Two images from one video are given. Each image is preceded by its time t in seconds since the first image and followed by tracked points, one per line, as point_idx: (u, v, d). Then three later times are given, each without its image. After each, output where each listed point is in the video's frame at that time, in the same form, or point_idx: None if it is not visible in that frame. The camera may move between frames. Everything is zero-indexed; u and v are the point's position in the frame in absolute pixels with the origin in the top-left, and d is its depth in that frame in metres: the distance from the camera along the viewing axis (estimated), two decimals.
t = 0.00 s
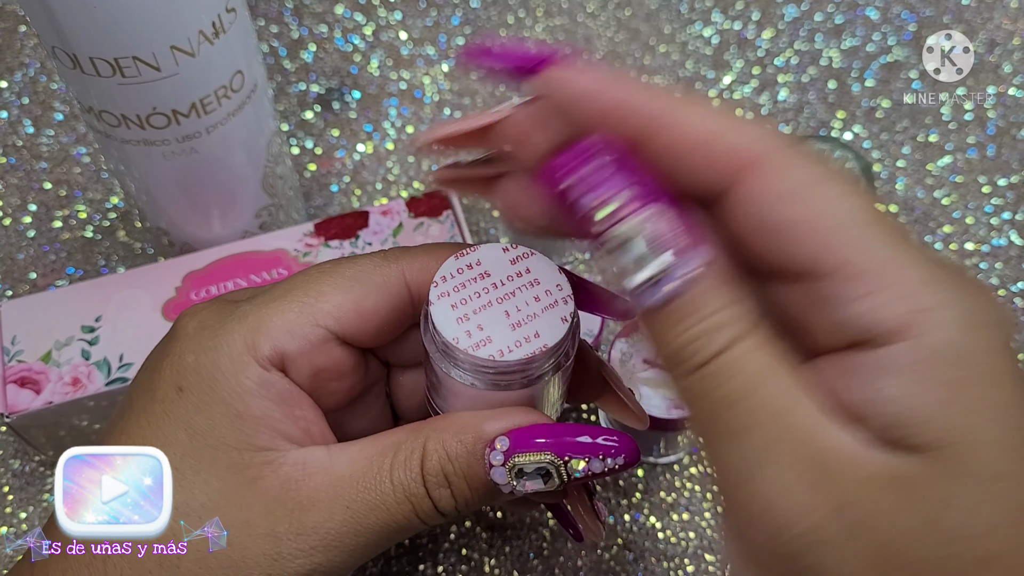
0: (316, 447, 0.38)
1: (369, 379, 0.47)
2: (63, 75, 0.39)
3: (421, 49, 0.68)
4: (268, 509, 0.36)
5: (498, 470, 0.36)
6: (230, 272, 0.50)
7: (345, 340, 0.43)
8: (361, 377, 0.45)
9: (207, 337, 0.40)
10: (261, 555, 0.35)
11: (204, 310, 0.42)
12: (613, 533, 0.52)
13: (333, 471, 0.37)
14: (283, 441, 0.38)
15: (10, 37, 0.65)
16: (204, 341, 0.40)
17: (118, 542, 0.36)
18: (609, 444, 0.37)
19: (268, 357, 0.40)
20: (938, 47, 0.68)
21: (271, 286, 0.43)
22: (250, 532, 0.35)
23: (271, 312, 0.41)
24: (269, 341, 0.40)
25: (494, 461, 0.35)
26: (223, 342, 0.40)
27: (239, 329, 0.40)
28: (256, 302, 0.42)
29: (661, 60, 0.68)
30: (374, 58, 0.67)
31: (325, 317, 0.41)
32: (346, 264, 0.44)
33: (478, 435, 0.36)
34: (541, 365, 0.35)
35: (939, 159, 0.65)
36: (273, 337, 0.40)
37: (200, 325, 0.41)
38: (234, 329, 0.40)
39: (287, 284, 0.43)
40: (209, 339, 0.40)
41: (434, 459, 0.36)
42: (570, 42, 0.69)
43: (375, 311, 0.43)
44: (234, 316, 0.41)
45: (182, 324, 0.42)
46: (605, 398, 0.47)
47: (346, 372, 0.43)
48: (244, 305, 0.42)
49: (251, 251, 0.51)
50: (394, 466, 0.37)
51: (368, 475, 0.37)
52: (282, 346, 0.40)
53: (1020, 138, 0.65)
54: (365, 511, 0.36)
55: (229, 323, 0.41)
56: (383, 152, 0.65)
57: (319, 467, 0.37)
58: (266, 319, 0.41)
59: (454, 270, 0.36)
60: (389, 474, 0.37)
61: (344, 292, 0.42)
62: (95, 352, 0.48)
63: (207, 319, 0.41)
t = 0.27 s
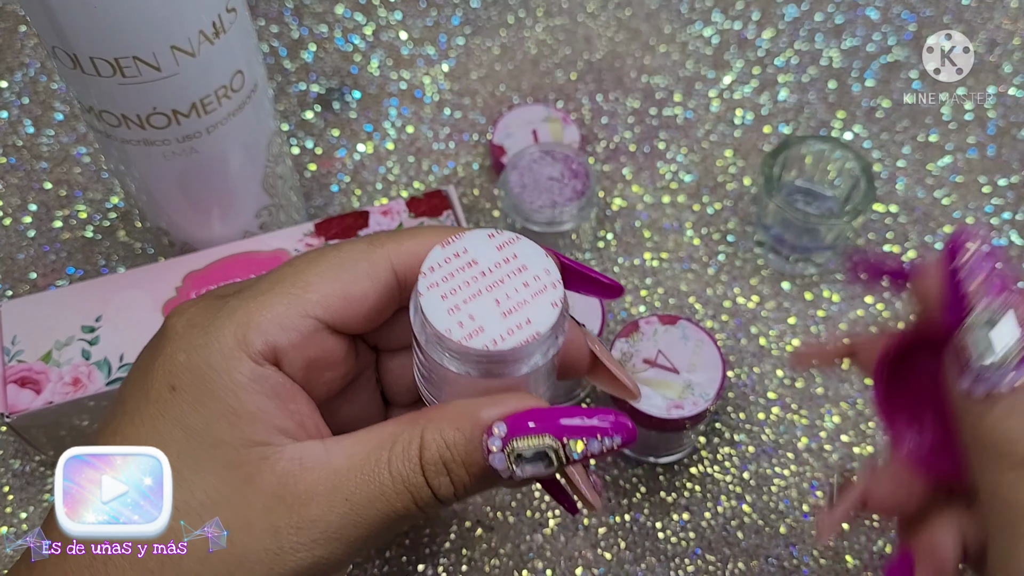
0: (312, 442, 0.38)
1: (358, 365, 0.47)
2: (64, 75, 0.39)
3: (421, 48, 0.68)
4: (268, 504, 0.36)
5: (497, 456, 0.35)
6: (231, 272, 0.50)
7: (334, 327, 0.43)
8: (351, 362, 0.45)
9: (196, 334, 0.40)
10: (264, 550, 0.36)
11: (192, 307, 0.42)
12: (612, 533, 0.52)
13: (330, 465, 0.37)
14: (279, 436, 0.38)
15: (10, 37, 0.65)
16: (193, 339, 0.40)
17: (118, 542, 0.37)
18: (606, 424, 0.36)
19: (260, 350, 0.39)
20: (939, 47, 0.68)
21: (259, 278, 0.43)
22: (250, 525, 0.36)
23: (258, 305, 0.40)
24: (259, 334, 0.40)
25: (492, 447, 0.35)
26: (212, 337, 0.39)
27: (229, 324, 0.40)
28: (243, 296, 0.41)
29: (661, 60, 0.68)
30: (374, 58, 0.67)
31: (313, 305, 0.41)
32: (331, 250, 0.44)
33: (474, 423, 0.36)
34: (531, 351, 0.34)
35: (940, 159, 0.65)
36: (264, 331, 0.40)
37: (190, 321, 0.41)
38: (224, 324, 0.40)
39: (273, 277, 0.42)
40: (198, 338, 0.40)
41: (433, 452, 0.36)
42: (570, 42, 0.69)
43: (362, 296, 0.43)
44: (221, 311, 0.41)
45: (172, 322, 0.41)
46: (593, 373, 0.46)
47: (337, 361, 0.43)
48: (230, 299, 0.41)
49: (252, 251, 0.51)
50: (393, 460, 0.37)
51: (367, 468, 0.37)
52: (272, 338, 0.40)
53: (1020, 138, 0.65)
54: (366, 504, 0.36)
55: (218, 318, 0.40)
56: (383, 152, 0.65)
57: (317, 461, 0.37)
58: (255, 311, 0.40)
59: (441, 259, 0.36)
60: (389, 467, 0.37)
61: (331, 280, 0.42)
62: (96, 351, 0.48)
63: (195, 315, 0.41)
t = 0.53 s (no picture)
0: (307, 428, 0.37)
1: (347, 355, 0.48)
2: (64, 75, 0.39)
3: (421, 48, 0.68)
4: (264, 491, 0.36)
5: (493, 430, 0.35)
6: (230, 272, 0.50)
7: (326, 317, 0.43)
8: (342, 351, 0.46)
9: (189, 325, 0.40)
10: (261, 538, 0.36)
11: (184, 301, 0.42)
12: (612, 532, 0.52)
13: (324, 450, 0.36)
14: (274, 424, 0.38)
15: (10, 38, 0.65)
16: (186, 331, 0.40)
17: (118, 542, 0.37)
18: (597, 388, 0.37)
19: (253, 340, 0.40)
20: (939, 47, 0.68)
21: (251, 270, 0.43)
22: (246, 513, 0.36)
23: (249, 295, 0.41)
24: (251, 324, 0.40)
25: (488, 421, 0.35)
26: (205, 327, 0.40)
27: (221, 315, 0.40)
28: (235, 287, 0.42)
29: (661, 61, 0.68)
30: (374, 58, 0.67)
31: (305, 294, 0.41)
32: (323, 239, 0.44)
33: (469, 399, 0.36)
34: (519, 323, 0.34)
35: (940, 159, 0.65)
36: (256, 319, 0.40)
37: (183, 314, 0.41)
38: (217, 315, 0.40)
39: (263, 268, 0.42)
40: (191, 329, 0.40)
41: (428, 436, 0.36)
42: (570, 42, 0.69)
43: (354, 284, 0.43)
44: (213, 302, 0.41)
45: (163, 317, 0.41)
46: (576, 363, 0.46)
47: (329, 350, 0.44)
48: (222, 291, 0.42)
49: (252, 251, 0.51)
50: (387, 443, 0.36)
51: (361, 453, 0.36)
52: (266, 327, 0.40)
53: (1020, 138, 0.65)
54: (362, 489, 0.36)
55: (211, 310, 0.40)
56: (383, 152, 0.65)
57: (311, 447, 0.37)
58: (248, 301, 0.40)
59: (430, 242, 0.36)
60: (383, 450, 0.36)
61: (323, 269, 0.42)
62: (96, 352, 0.48)
63: (187, 307, 0.41)
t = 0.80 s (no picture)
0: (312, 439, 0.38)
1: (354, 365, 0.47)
2: (64, 75, 0.39)
3: (421, 48, 0.68)
4: (268, 501, 0.36)
5: (500, 447, 0.36)
6: (230, 272, 0.50)
7: (333, 326, 0.43)
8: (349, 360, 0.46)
9: (195, 333, 0.40)
10: (265, 547, 0.36)
11: (190, 308, 0.42)
12: (612, 533, 0.52)
13: (329, 461, 0.37)
14: (279, 433, 0.38)
15: (10, 37, 0.65)
16: (193, 338, 0.40)
17: (118, 542, 0.37)
18: (607, 408, 0.37)
19: (260, 348, 0.39)
20: (939, 47, 0.68)
21: (258, 276, 0.43)
22: (249, 524, 0.36)
23: (257, 302, 0.41)
24: (259, 333, 0.40)
25: (496, 439, 0.36)
26: (212, 335, 0.39)
27: (228, 323, 0.40)
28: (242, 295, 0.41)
29: (661, 60, 0.68)
30: (374, 58, 0.67)
31: (313, 303, 0.41)
32: (332, 249, 0.44)
33: (476, 414, 0.36)
34: (528, 339, 0.35)
35: (939, 159, 0.65)
36: (263, 327, 0.40)
37: (190, 322, 0.41)
38: (224, 323, 0.40)
39: (272, 275, 0.42)
40: (198, 336, 0.40)
41: (433, 451, 0.36)
42: (570, 41, 0.69)
43: (362, 294, 0.43)
44: (221, 310, 0.41)
45: (171, 323, 0.42)
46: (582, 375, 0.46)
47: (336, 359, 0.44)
48: (229, 299, 0.41)
49: (251, 251, 0.51)
50: (393, 456, 0.37)
51: (367, 465, 0.36)
52: (273, 336, 0.40)
53: (1019, 138, 0.65)
54: (365, 501, 0.36)
55: (218, 318, 0.40)
56: (383, 152, 0.65)
57: (318, 458, 0.37)
58: (256, 309, 0.40)
59: (439, 254, 0.36)
60: (388, 463, 0.36)
61: (331, 278, 0.42)
62: (95, 351, 0.48)
63: (194, 315, 0.41)
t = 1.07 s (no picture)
0: (331, 458, 0.37)
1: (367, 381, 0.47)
2: (64, 75, 0.39)
3: (421, 48, 0.68)
4: (285, 522, 0.36)
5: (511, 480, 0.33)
6: (231, 273, 0.50)
7: (348, 344, 0.43)
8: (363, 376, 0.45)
9: (213, 351, 0.40)
10: (281, 568, 0.36)
11: (206, 322, 0.42)
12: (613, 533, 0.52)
13: (349, 483, 0.36)
14: (298, 452, 0.37)
15: (10, 37, 0.65)
16: (209, 355, 0.40)
17: (118, 542, 0.36)
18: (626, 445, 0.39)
19: (277, 368, 0.39)
20: (939, 47, 0.68)
21: (275, 293, 0.43)
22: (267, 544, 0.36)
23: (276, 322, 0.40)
24: (276, 353, 0.40)
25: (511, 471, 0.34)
26: (228, 353, 0.39)
27: (245, 342, 0.40)
28: (259, 312, 0.41)
29: (661, 60, 0.68)
30: (374, 58, 0.67)
31: (330, 322, 0.41)
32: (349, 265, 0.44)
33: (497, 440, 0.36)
34: (553, 368, 0.35)
35: (939, 159, 0.65)
36: (281, 346, 0.40)
37: (206, 338, 0.40)
38: (241, 341, 0.40)
39: (289, 292, 0.42)
40: (214, 354, 0.40)
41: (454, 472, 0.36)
42: (569, 41, 0.69)
43: (378, 312, 0.43)
44: (238, 327, 0.41)
45: (185, 338, 0.41)
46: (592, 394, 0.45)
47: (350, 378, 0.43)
48: (246, 316, 0.41)
49: (251, 251, 0.51)
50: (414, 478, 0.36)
51: (386, 487, 0.36)
52: (290, 355, 0.40)
53: (1019, 138, 0.65)
54: (382, 521, 0.37)
55: (234, 336, 0.40)
56: (383, 152, 0.65)
57: (337, 479, 0.36)
58: (274, 329, 0.40)
59: (461, 279, 0.36)
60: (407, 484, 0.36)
61: (348, 296, 0.42)
62: (95, 352, 0.47)
63: (212, 331, 0.41)
